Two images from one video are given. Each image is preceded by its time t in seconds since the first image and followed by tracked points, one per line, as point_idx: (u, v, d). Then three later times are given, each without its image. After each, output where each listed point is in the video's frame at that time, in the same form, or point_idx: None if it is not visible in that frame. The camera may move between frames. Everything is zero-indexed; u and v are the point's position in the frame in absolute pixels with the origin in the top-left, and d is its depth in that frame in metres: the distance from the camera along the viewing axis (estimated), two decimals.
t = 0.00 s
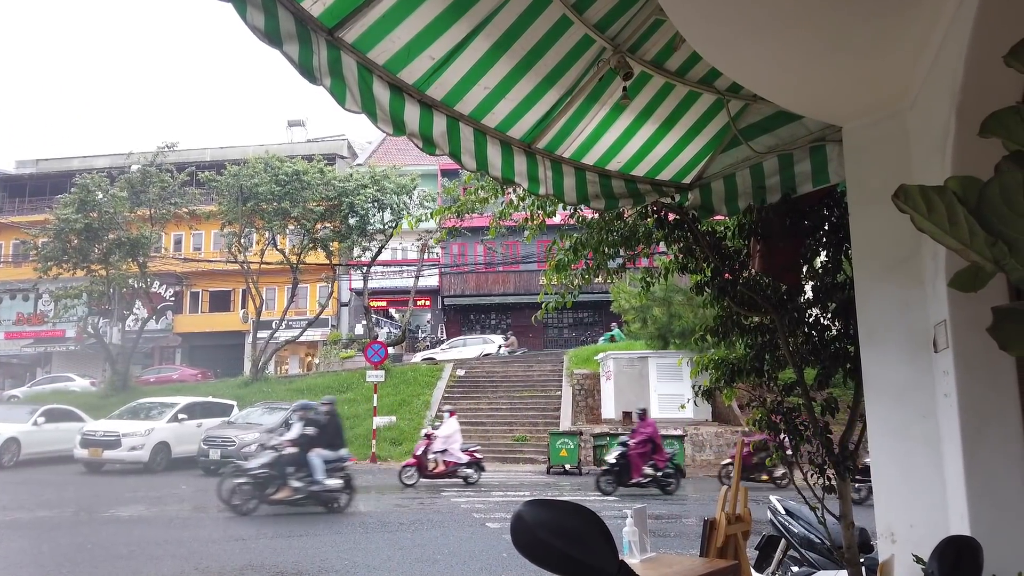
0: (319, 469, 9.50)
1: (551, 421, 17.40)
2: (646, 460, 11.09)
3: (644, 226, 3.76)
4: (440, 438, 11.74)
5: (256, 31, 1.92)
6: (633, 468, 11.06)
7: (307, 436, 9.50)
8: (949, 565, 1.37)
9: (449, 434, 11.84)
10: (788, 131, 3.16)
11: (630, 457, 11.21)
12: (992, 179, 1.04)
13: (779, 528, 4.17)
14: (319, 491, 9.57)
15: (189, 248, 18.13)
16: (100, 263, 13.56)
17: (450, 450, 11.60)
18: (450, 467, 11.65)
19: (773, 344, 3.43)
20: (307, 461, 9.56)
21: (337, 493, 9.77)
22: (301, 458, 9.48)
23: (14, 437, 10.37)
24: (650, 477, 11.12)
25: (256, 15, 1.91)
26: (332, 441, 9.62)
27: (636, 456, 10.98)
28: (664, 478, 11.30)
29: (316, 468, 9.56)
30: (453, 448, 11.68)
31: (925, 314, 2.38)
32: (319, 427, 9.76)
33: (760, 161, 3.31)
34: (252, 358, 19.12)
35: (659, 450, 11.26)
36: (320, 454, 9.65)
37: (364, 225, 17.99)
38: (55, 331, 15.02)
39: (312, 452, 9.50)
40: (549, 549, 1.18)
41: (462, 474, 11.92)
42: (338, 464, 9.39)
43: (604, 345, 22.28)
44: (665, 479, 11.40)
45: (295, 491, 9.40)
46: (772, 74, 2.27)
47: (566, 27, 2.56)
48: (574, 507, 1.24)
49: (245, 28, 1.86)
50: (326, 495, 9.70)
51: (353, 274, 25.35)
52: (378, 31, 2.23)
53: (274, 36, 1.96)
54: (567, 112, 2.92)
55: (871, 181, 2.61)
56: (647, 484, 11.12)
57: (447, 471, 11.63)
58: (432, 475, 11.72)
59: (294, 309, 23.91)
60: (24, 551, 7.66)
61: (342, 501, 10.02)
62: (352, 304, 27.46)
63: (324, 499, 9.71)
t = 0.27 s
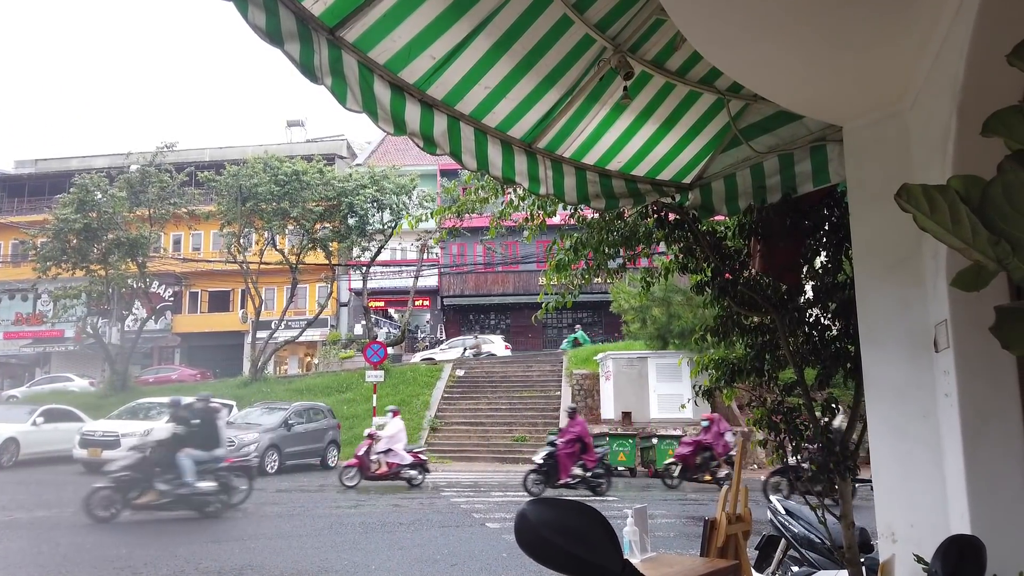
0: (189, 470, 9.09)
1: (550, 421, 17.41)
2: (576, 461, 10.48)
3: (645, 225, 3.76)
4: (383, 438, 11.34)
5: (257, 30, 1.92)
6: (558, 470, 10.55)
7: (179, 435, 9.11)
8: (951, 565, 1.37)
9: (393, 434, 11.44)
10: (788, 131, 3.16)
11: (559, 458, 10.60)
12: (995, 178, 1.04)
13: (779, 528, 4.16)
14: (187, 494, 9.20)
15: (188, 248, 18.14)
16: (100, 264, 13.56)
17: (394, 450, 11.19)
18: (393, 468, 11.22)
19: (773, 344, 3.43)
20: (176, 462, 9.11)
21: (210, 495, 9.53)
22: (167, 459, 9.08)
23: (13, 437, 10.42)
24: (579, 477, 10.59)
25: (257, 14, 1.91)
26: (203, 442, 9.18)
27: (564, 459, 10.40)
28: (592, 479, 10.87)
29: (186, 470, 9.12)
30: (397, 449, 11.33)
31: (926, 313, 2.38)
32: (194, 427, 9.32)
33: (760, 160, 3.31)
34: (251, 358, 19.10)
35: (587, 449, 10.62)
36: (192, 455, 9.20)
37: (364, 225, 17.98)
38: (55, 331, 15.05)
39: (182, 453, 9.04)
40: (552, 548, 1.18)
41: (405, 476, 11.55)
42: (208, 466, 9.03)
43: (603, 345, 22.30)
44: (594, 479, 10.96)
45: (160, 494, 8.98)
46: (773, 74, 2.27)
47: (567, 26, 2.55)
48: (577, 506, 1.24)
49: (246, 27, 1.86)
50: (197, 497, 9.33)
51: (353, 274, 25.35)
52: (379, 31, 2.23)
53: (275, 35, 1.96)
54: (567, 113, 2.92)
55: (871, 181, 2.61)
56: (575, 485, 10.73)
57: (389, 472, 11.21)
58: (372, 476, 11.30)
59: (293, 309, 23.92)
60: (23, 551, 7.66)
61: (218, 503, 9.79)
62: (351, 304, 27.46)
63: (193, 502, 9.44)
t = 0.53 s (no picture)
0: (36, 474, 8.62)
1: (550, 421, 17.41)
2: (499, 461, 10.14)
3: (645, 225, 3.76)
4: (322, 437, 10.88)
5: (258, 30, 1.92)
6: (482, 468, 10.18)
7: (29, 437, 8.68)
8: (951, 565, 1.37)
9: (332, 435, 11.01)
10: (788, 131, 3.16)
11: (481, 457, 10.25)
12: (996, 179, 1.04)
13: (779, 528, 4.16)
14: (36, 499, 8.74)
15: (188, 248, 18.14)
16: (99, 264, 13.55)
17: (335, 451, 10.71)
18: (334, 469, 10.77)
19: (773, 344, 3.43)
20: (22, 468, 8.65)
21: (64, 500, 9.13)
22: (14, 463, 8.52)
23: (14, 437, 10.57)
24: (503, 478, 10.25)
25: (257, 15, 1.92)
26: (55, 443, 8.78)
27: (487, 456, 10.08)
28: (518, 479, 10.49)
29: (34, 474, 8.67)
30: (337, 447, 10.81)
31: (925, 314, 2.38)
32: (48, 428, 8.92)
33: (760, 161, 3.32)
34: (250, 358, 19.07)
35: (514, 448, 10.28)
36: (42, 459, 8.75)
37: (364, 226, 18.16)
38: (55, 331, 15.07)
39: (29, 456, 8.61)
40: (553, 546, 1.18)
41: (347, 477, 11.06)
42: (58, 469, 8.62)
43: (603, 345, 22.29)
44: (519, 479, 10.49)
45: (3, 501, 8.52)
46: (773, 75, 2.27)
47: (567, 26, 2.55)
48: (578, 507, 1.24)
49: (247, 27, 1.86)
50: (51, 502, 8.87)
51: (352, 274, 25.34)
52: (379, 31, 2.24)
53: (275, 36, 1.96)
54: (567, 114, 2.93)
55: (871, 182, 2.62)
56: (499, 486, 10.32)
57: (329, 474, 10.75)
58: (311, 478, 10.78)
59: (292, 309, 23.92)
60: (23, 551, 7.66)
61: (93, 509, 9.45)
62: (351, 304, 27.46)
63: (43, 508, 9.11)
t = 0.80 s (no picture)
0: None
1: (549, 421, 17.40)
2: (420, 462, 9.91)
3: (645, 226, 3.76)
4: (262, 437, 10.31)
5: (259, 31, 1.93)
6: (402, 468, 9.93)
7: None
8: (952, 564, 1.38)
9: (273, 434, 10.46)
10: (788, 131, 3.16)
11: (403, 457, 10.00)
12: (996, 179, 1.05)
13: (779, 528, 4.16)
14: None
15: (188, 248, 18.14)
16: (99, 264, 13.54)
17: (275, 451, 10.25)
18: (273, 471, 10.26)
19: (773, 344, 3.44)
20: None
21: None
22: None
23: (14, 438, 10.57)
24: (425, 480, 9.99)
25: (258, 15, 1.92)
26: None
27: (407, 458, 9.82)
28: (441, 480, 10.23)
29: None
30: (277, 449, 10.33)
31: (924, 314, 2.38)
32: None
33: (759, 161, 3.32)
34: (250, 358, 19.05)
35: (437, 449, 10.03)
36: None
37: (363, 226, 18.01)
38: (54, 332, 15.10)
39: None
40: (554, 544, 1.19)
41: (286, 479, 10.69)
42: None
43: (603, 346, 22.29)
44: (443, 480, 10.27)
45: None
46: (773, 76, 2.28)
47: (568, 26, 2.56)
48: (580, 505, 1.24)
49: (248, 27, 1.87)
50: None
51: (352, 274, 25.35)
52: (380, 30, 2.24)
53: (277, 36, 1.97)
54: (567, 114, 2.94)
55: (871, 182, 2.62)
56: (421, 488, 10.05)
57: (268, 476, 10.23)
58: (248, 479, 10.27)
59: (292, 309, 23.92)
60: (22, 551, 7.66)
61: None
62: (350, 304, 27.46)
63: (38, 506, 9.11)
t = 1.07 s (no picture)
0: None
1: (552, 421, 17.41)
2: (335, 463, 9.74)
3: (649, 226, 3.77)
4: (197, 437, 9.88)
5: (267, 33, 1.93)
6: (317, 470, 9.69)
7: None
8: (960, 564, 1.38)
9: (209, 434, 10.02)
10: (792, 131, 3.16)
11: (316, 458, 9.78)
12: (1003, 182, 1.05)
13: (783, 529, 4.15)
14: None
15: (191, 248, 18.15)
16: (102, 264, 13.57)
17: (211, 452, 9.77)
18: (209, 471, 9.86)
19: (778, 345, 3.44)
20: None
21: None
22: None
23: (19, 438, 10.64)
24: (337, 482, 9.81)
25: (266, 17, 1.92)
26: None
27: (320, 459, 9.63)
28: (357, 481, 10.08)
29: None
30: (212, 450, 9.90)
31: (928, 314, 2.39)
32: None
33: (763, 161, 3.32)
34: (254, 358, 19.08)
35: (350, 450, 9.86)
36: None
37: (367, 227, 18.06)
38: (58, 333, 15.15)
39: None
40: (563, 543, 1.19)
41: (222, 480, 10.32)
42: None
43: (606, 346, 22.29)
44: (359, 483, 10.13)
45: None
46: (779, 76, 2.28)
47: (573, 27, 2.56)
48: (587, 505, 1.25)
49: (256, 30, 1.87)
50: None
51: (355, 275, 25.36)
52: (386, 32, 2.24)
53: (285, 38, 1.97)
54: (571, 115, 2.94)
55: (875, 183, 2.62)
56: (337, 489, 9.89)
57: (204, 476, 9.82)
58: (184, 480, 9.85)
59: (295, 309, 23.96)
60: (28, 551, 7.68)
61: None
62: (354, 305, 27.50)
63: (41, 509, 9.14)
